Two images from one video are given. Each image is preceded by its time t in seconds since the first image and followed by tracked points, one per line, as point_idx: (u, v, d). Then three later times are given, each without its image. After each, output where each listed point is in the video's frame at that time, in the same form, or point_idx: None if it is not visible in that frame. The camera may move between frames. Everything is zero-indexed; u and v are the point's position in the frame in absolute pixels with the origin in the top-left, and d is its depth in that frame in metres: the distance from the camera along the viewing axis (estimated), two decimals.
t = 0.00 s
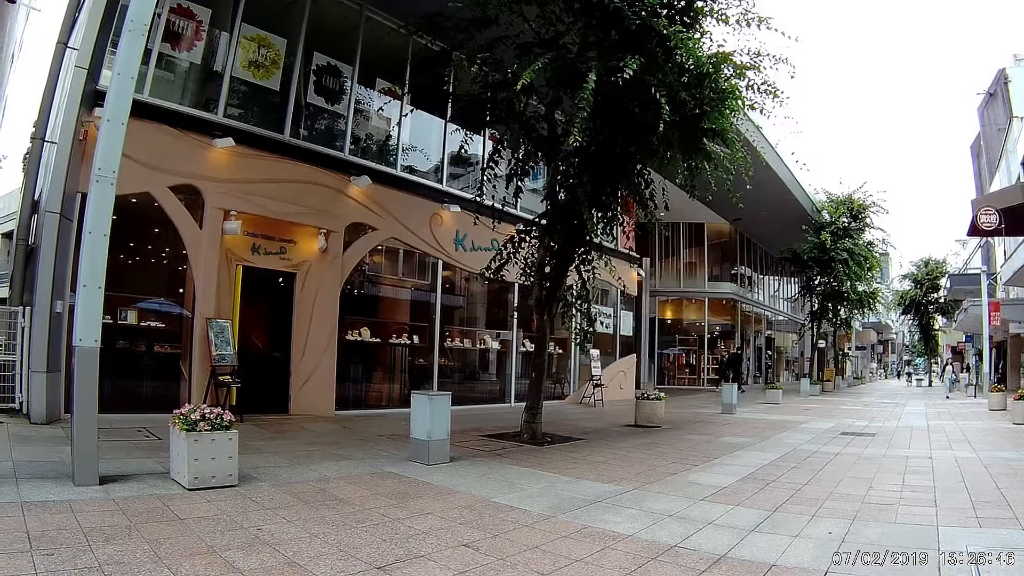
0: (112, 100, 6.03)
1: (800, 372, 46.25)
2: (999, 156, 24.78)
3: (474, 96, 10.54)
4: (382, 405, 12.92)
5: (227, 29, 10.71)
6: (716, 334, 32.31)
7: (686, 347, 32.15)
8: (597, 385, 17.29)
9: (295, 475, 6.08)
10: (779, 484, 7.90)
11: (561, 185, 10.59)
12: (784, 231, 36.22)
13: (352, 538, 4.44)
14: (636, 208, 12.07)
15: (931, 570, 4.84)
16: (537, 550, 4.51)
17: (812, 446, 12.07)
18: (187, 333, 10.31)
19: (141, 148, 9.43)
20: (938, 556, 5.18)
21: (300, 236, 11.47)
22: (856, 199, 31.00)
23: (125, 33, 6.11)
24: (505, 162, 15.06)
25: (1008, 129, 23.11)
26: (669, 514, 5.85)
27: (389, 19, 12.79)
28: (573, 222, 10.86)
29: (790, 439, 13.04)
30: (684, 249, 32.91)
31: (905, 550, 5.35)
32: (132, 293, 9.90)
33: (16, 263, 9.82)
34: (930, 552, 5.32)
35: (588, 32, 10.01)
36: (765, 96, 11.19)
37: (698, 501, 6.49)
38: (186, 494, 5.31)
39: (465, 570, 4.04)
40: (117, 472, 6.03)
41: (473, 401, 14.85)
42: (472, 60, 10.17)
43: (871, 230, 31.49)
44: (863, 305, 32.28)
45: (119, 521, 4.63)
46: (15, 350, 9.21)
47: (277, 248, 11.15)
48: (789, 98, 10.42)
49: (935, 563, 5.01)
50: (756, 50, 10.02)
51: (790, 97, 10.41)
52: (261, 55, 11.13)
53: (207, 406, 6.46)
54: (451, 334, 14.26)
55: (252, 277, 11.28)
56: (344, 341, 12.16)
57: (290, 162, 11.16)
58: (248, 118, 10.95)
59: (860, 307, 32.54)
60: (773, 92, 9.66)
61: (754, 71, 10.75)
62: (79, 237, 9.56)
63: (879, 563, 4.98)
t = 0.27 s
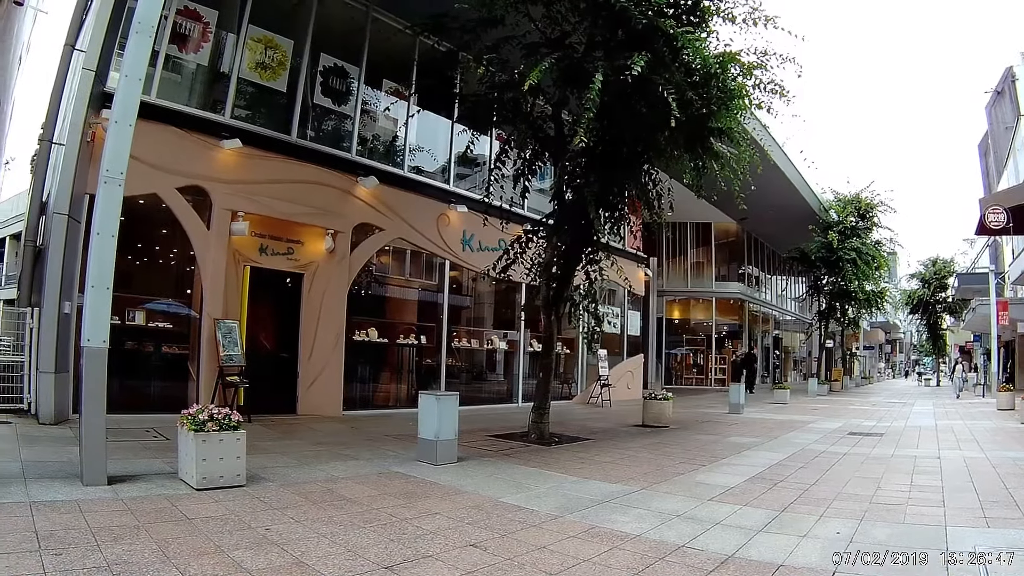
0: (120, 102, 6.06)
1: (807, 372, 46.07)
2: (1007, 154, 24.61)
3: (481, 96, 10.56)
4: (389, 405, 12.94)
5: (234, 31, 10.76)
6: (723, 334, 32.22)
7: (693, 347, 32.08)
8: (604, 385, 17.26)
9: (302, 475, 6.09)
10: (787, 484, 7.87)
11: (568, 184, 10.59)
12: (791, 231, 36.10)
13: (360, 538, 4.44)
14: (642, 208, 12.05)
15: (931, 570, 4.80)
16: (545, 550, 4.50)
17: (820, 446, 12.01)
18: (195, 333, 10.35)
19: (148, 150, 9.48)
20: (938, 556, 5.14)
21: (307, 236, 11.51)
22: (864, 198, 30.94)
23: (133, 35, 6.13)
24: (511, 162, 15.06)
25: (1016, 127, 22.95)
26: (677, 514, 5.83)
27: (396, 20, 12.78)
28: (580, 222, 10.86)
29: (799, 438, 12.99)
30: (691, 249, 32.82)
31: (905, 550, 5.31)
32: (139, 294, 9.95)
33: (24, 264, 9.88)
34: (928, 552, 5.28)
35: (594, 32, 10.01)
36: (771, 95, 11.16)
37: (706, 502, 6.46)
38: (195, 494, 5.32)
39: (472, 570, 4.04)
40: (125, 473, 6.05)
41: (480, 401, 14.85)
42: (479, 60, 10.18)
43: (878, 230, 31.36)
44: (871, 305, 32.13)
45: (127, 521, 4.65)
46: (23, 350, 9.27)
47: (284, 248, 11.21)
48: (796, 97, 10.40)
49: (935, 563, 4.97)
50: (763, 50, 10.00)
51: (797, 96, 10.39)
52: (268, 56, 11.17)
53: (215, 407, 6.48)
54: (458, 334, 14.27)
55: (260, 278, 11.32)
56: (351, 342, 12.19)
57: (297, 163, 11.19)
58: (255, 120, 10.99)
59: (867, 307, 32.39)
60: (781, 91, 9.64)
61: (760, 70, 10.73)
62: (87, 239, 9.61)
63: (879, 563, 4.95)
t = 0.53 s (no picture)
0: (126, 103, 6.08)
1: (814, 372, 45.91)
2: (1013, 153, 24.47)
3: (487, 96, 10.57)
4: (396, 406, 12.95)
5: (239, 32, 10.80)
6: (730, 334, 32.15)
7: (699, 347, 32.01)
8: (611, 385, 17.24)
9: (309, 475, 6.10)
10: (794, 484, 7.84)
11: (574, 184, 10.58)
12: (797, 230, 36.00)
13: (366, 538, 4.45)
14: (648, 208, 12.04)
15: (933, 570, 4.77)
16: (551, 550, 4.50)
17: (827, 446, 11.95)
18: (201, 334, 10.39)
19: (155, 151, 9.52)
20: (937, 556, 5.11)
21: (313, 237, 11.53)
22: (871, 198, 30.84)
23: (139, 37, 6.15)
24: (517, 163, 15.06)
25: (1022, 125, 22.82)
26: (683, 514, 5.81)
27: (401, 21, 12.86)
28: (586, 222, 10.83)
29: (806, 438, 12.94)
30: (697, 249, 32.75)
31: (903, 550, 5.28)
32: (146, 295, 10.00)
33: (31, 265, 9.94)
34: (927, 552, 5.25)
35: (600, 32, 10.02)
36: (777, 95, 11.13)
37: (712, 501, 6.44)
38: (202, 494, 5.34)
39: (478, 570, 4.04)
40: (133, 473, 6.08)
41: (486, 401, 14.86)
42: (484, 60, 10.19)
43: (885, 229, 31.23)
44: (877, 305, 31.99)
45: (134, 521, 4.67)
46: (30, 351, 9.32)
47: (291, 249, 11.23)
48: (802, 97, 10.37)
49: (935, 563, 4.94)
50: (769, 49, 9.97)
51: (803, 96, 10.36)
52: (274, 57, 11.21)
53: (221, 407, 6.49)
54: (465, 335, 14.28)
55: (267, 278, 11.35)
56: (358, 342, 12.21)
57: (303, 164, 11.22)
58: (261, 121, 11.02)
59: (873, 306, 32.24)
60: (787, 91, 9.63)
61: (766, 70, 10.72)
62: (93, 240, 9.67)
63: (877, 563, 4.91)
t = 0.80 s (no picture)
0: (132, 105, 6.10)
1: (820, 372, 45.80)
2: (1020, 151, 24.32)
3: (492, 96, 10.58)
4: (401, 406, 12.97)
5: (244, 33, 10.83)
6: (736, 333, 32.09)
7: (705, 347, 31.96)
8: (617, 385, 17.21)
9: (315, 475, 6.11)
10: (800, 484, 7.82)
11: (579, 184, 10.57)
12: (802, 230, 35.89)
13: (371, 538, 4.45)
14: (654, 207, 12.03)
15: (934, 570, 4.74)
16: (557, 550, 4.50)
17: (834, 446, 11.90)
18: (207, 334, 10.42)
19: (160, 153, 9.56)
20: (937, 556, 5.08)
21: (319, 237, 11.56)
22: (876, 197, 30.72)
23: (144, 39, 6.18)
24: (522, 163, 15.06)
25: None
26: (689, 514, 5.79)
27: (406, 20, 12.81)
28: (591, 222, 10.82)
29: (812, 438, 12.89)
30: (703, 249, 32.68)
31: (904, 550, 5.25)
32: (152, 296, 10.04)
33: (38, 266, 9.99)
34: (929, 552, 5.22)
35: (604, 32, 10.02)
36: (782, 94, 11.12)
37: (718, 502, 6.42)
38: (208, 494, 5.36)
39: (484, 570, 4.04)
40: (139, 473, 6.10)
41: (492, 401, 14.86)
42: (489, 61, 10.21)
43: (890, 228, 31.11)
44: (883, 304, 31.85)
45: (140, 520, 4.69)
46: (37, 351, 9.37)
47: (296, 250, 11.26)
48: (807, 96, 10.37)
49: (935, 563, 4.92)
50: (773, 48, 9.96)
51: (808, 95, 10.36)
52: (279, 58, 11.24)
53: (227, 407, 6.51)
54: (471, 335, 14.29)
55: (273, 279, 11.38)
56: (363, 343, 12.23)
57: (309, 164, 11.25)
58: (267, 122, 11.05)
59: (879, 306, 32.11)
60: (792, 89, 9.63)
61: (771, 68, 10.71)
62: (100, 241, 9.72)
63: (878, 563, 4.89)
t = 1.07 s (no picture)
0: (137, 106, 6.13)
1: (826, 371, 45.66)
2: None
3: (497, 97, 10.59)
4: (407, 406, 12.99)
5: (249, 35, 10.88)
6: (741, 333, 32.04)
7: (711, 346, 31.92)
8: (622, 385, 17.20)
9: (321, 475, 6.13)
10: (805, 484, 7.80)
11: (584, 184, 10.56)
12: (808, 229, 35.83)
13: (377, 538, 4.46)
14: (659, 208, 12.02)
15: (933, 571, 4.72)
16: (562, 550, 4.50)
17: (840, 446, 11.87)
18: (213, 335, 10.45)
19: (166, 154, 9.61)
20: (937, 556, 5.06)
21: (325, 238, 11.58)
22: (881, 196, 30.65)
23: (149, 41, 6.20)
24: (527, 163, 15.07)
25: None
26: (694, 514, 5.79)
27: (410, 22, 12.86)
28: (597, 222, 10.80)
29: (817, 438, 12.86)
30: (708, 248, 32.64)
31: (904, 550, 5.23)
32: (158, 297, 10.09)
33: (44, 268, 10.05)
34: (929, 552, 5.21)
35: (608, 32, 10.03)
36: (787, 92, 11.12)
37: (724, 501, 6.41)
38: (214, 493, 5.38)
39: (489, 569, 4.04)
40: (146, 473, 6.14)
41: (498, 401, 14.87)
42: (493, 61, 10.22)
43: (896, 228, 31.02)
44: (888, 304, 31.75)
45: (147, 520, 4.71)
46: (43, 352, 9.42)
47: (301, 250, 11.28)
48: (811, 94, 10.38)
49: (935, 563, 4.90)
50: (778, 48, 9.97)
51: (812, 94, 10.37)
52: (283, 60, 11.28)
53: (233, 407, 6.54)
54: (476, 335, 14.31)
55: (278, 280, 11.40)
56: (369, 343, 12.25)
57: (314, 165, 11.28)
58: (272, 123, 11.09)
59: (884, 305, 32.01)
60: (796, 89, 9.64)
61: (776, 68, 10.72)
62: (105, 243, 9.76)
63: (879, 563, 4.87)
